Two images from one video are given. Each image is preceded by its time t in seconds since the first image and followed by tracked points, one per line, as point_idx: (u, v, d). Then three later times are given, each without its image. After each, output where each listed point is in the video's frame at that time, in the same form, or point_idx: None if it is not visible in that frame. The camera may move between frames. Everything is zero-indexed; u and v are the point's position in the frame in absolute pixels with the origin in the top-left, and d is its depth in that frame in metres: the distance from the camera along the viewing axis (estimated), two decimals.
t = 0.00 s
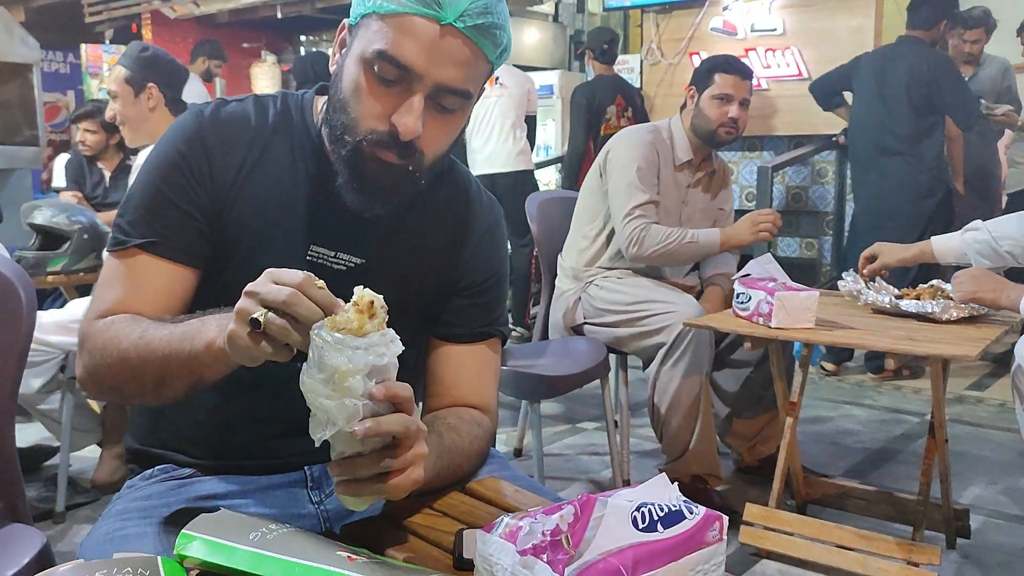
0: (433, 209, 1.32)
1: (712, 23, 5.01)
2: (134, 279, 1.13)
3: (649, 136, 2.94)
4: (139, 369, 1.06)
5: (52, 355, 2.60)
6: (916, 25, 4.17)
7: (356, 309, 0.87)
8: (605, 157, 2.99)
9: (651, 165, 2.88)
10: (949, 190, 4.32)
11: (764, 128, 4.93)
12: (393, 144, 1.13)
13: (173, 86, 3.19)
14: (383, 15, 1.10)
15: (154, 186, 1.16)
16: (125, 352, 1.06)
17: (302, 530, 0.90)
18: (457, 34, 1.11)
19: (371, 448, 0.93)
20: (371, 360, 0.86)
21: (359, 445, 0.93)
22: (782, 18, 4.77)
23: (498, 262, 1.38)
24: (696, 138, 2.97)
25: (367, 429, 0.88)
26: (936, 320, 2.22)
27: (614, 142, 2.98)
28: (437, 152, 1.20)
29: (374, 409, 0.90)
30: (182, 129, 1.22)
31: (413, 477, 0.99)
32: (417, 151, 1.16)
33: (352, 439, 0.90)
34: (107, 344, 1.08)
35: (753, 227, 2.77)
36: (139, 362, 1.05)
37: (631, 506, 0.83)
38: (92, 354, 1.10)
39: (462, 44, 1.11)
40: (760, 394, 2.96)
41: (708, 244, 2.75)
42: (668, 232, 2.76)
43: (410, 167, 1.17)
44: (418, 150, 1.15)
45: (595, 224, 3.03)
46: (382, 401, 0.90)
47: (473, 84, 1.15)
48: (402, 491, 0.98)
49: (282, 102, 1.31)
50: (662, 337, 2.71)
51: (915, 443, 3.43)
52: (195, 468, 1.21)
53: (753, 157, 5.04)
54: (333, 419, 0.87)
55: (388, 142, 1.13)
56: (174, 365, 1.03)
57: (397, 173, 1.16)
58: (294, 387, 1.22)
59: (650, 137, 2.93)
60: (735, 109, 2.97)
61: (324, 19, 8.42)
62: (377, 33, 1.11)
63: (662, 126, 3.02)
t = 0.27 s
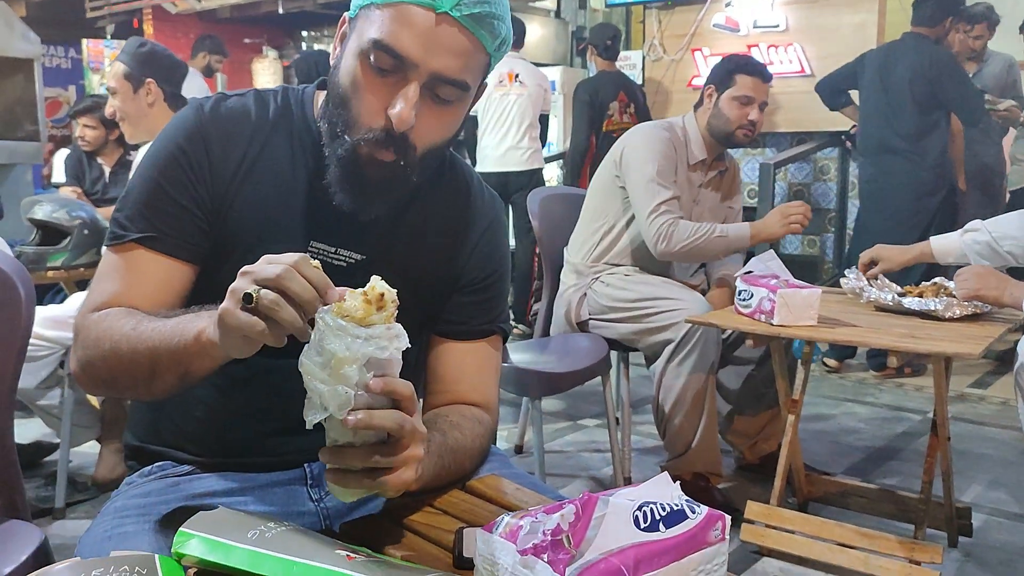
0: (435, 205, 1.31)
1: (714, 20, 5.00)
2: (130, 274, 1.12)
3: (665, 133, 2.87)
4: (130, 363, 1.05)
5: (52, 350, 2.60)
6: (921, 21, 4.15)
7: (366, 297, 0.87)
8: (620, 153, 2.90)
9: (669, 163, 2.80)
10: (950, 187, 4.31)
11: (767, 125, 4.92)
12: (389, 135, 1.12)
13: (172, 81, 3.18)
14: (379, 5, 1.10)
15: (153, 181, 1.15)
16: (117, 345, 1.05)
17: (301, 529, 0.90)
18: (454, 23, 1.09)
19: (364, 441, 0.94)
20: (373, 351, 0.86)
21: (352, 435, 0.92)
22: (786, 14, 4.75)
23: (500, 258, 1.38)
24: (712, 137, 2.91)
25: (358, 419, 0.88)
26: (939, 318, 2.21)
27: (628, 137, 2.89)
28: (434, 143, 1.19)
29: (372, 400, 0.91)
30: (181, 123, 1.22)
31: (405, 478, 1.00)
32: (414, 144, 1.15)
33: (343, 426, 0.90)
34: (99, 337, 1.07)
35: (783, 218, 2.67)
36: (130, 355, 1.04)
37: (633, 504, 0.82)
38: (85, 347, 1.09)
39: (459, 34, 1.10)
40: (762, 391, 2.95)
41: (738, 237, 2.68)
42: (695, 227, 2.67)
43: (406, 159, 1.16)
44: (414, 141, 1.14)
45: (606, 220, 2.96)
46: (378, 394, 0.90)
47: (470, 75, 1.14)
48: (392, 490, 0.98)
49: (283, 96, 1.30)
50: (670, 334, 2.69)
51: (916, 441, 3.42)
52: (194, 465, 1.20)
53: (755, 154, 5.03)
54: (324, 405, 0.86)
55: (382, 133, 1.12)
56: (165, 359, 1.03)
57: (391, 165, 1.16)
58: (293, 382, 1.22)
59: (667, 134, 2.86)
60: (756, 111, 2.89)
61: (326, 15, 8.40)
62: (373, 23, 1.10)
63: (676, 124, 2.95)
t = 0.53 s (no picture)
0: (438, 203, 1.30)
1: (717, 18, 4.98)
2: (128, 274, 1.12)
3: (682, 132, 2.84)
4: (124, 367, 1.04)
5: (54, 347, 2.60)
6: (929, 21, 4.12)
7: (406, 297, 0.87)
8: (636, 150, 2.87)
9: (686, 162, 2.77)
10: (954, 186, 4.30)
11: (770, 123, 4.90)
12: (377, 124, 1.12)
13: (175, 79, 3.17)
14: None
15: (153, 178, 1.15)
16: (111, 347, 1.04)
17: (302, 530, 0.89)
18: (447, 16, 1.09)
19: (378, 440, 0.94)
20: (401, 351, 0.86)
21: (366, 429, 0.92)
22: (789, 12, 4.73)
23: (503, 256, 1.37)
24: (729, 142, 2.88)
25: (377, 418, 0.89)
26: (943, 317, 2.20)
27: (643, 135, 2.86)
28: (430, 136, 1.18)
29: (394, 401, 0.91)
30: (184, 120, 1.21)
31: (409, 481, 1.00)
32: (404, 136, 1.15)
33: (359, 420, 0.90)
34: (94, 339, 1.06)
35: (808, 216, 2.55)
36: (124, 359, 1.03)
37: (638, 506, 0.81)
38: (81, 347, 1.08)
39: (451, 26, 1.10)
40: (766, 391, 2.94)
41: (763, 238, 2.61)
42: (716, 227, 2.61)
43: (398, 152, 1.16)
44: (404, 132, 1.14)
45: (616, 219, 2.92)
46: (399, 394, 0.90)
47: (462, 69, 1.14)
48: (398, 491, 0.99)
49: (285, 93, 1.29)
50: (676, 335, 2.69)
51: (919, 441, 3.41)
52: (195, 464, 1.19)
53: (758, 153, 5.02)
54: (346, 394, 0.87)
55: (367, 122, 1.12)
56: (158, 365, 1.01)
57: (382, 155, 1.16)
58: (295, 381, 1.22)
59: (683, 133, 2.83)
60: (778, 119, 2.87)
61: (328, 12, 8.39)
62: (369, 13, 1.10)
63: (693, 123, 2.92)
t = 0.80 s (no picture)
0: (439, 205, 1.29)
1: (720, 20, 4.97)
2: (127, 278, 1.11)
3: (695, 134, 2.83)
4: (124, 374, 1.03)
5: (54, 348, 2.60)
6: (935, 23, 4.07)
7: (400, 300, 0.87)
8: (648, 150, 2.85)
9: (703, 164, 2.77)
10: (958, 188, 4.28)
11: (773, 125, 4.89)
12: (379, 128, 1.11)
13: (175, 79, 3.17)
14: None
15: (152, 180, 1.14)
16: (110, 353, 1.04)
17: (301, 535, 0.88)
18: (449, 16, 1.09)
19: (373, 442, 0.94)
20: (395, 353, 0.86)
21: (362, 432, 0.93)
22: (792, 13, 4.72)
23: (504, 258, 1.36)
24: (740, 146, 2.87)
25: (371, 420, 0.88)
26: (947, 320, 2.18)
27: (656, 136, 2.86)
28: (433, 138, 1.18)
29: (388, 403, 0.91)
30: (183, 121, 1.20)
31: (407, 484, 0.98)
32: (407, 139, 1.14)
33: (355, 423, 0.90)
34: (95, 344, 1.06)
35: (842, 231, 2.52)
36: (124, 366, 1.03)
37: (640, 513, 0.81)
38: (81, 352, 1.08)
39: (452, 27, 1.09)
40: (768, 393, 2.93)
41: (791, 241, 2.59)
42: (747, 223, 2.61)
43: (402, 155, 1.15)
44: (406, 135, 1.13)
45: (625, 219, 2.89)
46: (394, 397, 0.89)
47: (464, 70, 1.13)
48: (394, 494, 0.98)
49: (285, 94, 1.28)
50: (678, 337, 2.67)
51: (923, 444, 3.40)
52: (193, 468, 1.19)
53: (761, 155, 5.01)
54: (341, 397, 0.88)
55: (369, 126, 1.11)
56: (158, 373, 1.01)
57: (385, 160, 1.15)
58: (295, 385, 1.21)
59: (697, 136, 2.83)
60: (789, 124, 2.86)
61: (331, 13, 8.38)
62: (369, 15, 1.09)
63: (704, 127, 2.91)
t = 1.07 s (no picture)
0: (437, 205, 1.29)
1: (722, 22, 4.97)
2: (120, 281, 1.10)
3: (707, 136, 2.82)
4: (115, 380, 1.03)
5: (54, 350, 2.59)
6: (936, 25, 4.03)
7: (389, 292, 0.87)
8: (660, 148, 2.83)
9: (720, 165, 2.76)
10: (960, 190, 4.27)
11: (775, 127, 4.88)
12: (395, 133, 1.10)
13: (175, 81, 3.17)
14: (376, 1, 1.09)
15: (147, 182, 1.14)
16: (101, 358, 1.04)
17: (295, 538, 0.88)
18: (456, 16, 1.08)
19: (359, 434, 0.93)
20: (381, 344, 0.86)
21: (348, 425, 0.91)
22: (795, 16, 4.72)
23: (502, 259, 1.35)
24: (748, 150, 2.88)
25: (353, 412, 0.87)
26: (950, 323, 2.17)
27: (669, 136, 2.84)
28: (445, 138, 1.17)
29: (373, 395, 0.90)
30: (179, 122, 1.20)
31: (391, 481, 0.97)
32: (421, 140, 1.13)
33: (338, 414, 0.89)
34: (87, 349, 1.05)
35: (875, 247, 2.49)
36: (115, 372, 1.03)
37: (637, 516, 0.80)
38: (73, 356, 1.08)
39: (461, 26, 1.09)
40: (769, 396, 2.92)
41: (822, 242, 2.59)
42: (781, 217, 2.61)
43: (414, 157, 1.14)
44: (421, 139, 1.12)
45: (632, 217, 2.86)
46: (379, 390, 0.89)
47: (474, 68, 1.13)
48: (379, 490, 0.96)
49: (281, 95, 1.28)
50: (679, 341, 2.66)
51: (925, 448, 3.38)
52: (190, 470, 1.18)
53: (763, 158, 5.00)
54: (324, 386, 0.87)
55: (389, 130, 1.10)
56: (148, 380, 1.00)
57: (396, 163, 1.13)
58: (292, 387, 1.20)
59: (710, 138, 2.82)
60: (796, 128, 2.85)
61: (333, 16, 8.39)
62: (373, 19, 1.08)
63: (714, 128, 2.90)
